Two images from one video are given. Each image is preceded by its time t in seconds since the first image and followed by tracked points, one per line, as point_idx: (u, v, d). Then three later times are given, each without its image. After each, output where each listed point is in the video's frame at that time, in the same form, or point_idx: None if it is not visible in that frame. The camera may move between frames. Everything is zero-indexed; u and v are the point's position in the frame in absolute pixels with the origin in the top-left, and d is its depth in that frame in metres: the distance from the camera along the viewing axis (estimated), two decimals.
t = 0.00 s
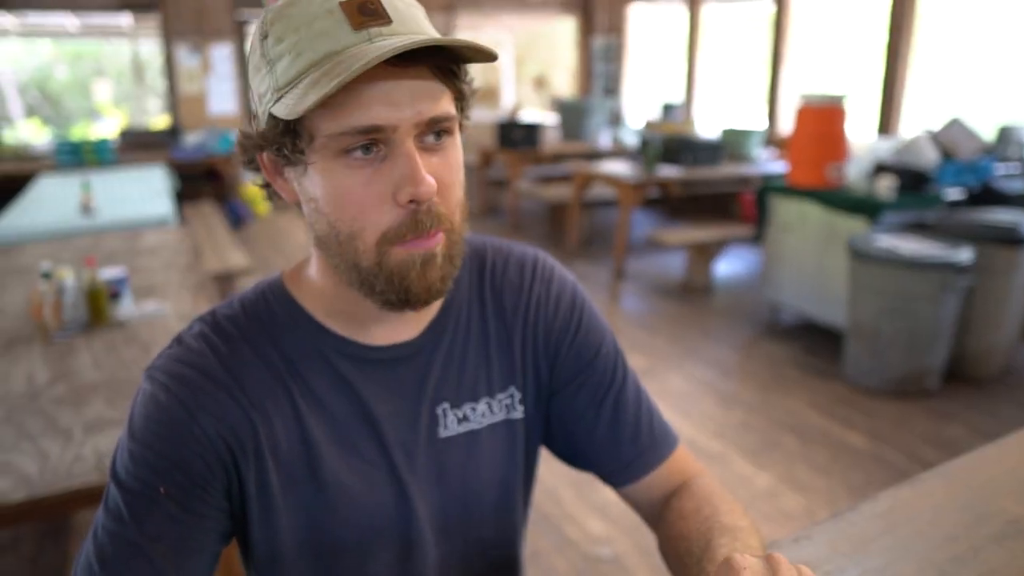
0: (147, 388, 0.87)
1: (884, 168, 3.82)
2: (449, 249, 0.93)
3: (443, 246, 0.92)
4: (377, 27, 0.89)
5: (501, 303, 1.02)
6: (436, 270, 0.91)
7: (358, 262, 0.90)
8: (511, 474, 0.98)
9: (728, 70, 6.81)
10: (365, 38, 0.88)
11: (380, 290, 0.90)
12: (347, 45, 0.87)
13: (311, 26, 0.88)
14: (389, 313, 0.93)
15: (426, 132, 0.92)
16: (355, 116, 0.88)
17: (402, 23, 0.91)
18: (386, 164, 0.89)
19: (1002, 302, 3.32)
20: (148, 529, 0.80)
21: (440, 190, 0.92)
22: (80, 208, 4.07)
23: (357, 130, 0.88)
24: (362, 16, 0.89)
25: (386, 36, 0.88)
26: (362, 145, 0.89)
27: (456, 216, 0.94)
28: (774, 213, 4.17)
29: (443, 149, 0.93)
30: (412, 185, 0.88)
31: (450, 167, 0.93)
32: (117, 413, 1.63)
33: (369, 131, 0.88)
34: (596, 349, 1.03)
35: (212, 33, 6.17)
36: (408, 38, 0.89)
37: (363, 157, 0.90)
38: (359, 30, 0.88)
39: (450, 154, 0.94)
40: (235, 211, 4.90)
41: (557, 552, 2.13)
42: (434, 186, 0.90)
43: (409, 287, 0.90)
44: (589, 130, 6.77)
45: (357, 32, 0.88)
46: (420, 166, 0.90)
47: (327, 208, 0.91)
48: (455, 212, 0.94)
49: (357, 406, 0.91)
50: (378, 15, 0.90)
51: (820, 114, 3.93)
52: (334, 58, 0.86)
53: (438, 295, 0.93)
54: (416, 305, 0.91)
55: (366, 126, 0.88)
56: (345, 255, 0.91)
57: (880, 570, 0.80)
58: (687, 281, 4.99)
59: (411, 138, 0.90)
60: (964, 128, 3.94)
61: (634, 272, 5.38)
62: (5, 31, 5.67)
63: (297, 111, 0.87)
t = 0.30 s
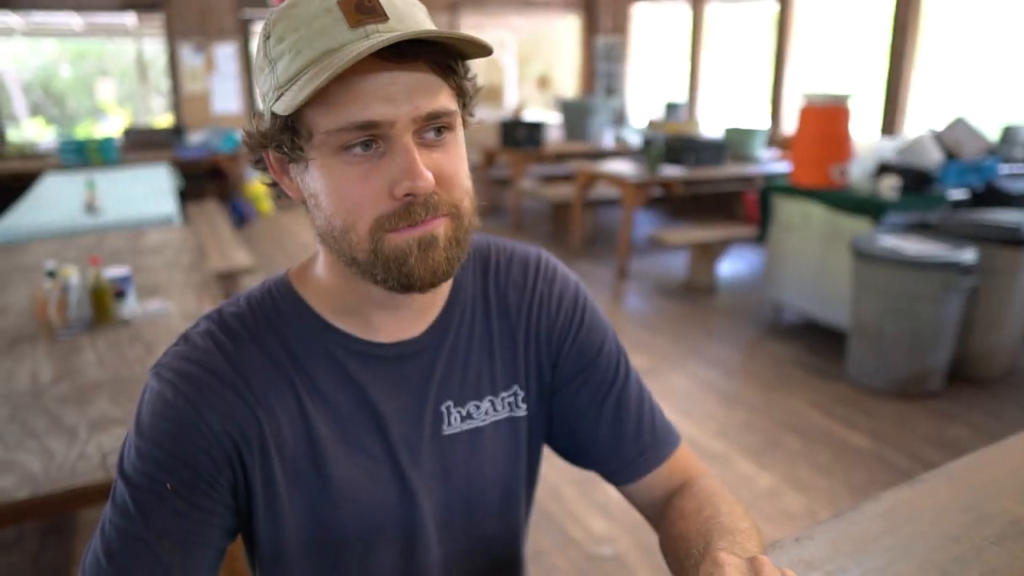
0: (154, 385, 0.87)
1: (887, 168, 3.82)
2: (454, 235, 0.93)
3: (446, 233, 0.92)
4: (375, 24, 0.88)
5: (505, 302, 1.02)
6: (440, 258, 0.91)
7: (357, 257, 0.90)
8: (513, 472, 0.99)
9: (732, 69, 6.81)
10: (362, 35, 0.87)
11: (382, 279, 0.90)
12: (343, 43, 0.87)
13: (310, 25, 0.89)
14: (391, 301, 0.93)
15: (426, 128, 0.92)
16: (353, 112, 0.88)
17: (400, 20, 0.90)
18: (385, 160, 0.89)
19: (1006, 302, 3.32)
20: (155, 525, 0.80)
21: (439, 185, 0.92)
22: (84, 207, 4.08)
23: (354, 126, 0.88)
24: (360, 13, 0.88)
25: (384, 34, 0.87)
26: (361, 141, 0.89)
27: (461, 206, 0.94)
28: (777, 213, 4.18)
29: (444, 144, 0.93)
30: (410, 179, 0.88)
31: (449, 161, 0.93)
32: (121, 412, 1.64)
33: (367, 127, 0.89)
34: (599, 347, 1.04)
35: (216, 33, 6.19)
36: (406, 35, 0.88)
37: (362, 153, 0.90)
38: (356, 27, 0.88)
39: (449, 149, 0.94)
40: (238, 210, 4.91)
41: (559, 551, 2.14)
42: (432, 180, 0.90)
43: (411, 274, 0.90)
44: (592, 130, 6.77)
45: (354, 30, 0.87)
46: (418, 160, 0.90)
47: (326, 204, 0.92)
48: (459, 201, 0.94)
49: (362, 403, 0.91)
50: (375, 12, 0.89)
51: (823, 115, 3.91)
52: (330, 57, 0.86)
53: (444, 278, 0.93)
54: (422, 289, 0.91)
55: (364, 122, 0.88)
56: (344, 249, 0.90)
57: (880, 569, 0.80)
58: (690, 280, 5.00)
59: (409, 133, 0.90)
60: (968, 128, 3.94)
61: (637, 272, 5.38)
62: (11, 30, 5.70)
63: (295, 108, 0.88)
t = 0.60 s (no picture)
0: (161, 381, 0.87)
1: (891, 168, 3.82)
2: (457, 239, 0.93)
3: (449, 238, 0.92)
4: (378, 28, 0.88)
5: (510, 299, 1.02)
6: (443, 262, 0.91)
7: (363, 261, 0.90)
8: (518, 469, 0.99)
9: (736, 69, 6.81)
10: (365, 39, 0.87)
11: (390, 284, 0.90)
12: (346, 46, 0.87)
13: (315, 27, 0.89)
14: (400, 301, 0.93)
15: (430, 130, 0.92)
16: (355, 115, 0.89)
17: (404, 22, 0.90)
18: (387, 164, 0.90)
19: (1011, 303, 3.32)
20: (162, 518, 0.81)
21: (442, 190, 0.92)
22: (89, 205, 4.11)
23: (356, 129, 0.89)
24: (363, 17, 0.89)
25: (386, 37, 0.87)
26: (363, 144, 0.90)
27: (464, 210, 0.94)
28: (781, 213, 4.18)
29: (447, 146, 0.93)
30: (411, 182, 0.89)
31: (451, 164, 0.93)
32: (126, 410, 1.65)
33: (369, 130, 0.89)
34: (602, 345, 1.04)
35: (221, 33, 6.20)
36: (409, 39, 0.88)
37: (365, 156, 0.90)
38: (359, 30, 0.88)
39: (453, 152, 0.94)
40: (242, 209, 4.92)
41: (561, 550, 2.14)
42: (433, 184, 0.90)
43: (419, 277, 0.90)
44: (596, 130, 6.77)
45: (358, 33, 0.87)
46: (420, 164, 0.90)
47: (330, 206, 0.92)
48: (463, 205, 0.94)
49: (367, 399, 0.91)
50: (379, 15, 0.89)
51: (828, 114, 3.91)
52: (333, 59, 0.86)
53: (450, 281, 0.93)
54: (428, 293, 0.91)
55: (366, 125, 0.89)
56: (349, 250, 0.91)
57: (883, 569, 0.81)
58: (694, 280, 5.00)
59: (411, 136, 0.90)
60: (973, 128, 3.92)
61: (641, 272, 5.38)
62: (16, 30, 5.75)
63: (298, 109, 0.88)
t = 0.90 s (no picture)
0: (166, 379, 0.88)
1: (894, 168, 3.82)
2: (441, 244, 0.93)
3: (432, 243, 0.92)
4: (364, 25, 0.87)
5: (514, 298, 1.02)
6: (425, 263, 0.91)
7: (352, 259, 0.90)
8: (521, 468, 0.99)
9: (739, 69, 6.81)
10: (350, 35, 0.86)
11: (372, 284, 0.90)
12: (332, 43, 0.86)
13: (306, 27, 0.89)
14: (400, 302, 0.93)
15: (415, 127, 0.92)
16: (342, 110, 0.89)
17: (391, 20, 0.89)
18: (373, 160, 0.90)
19: (1015, 303, 3.31)
20: (166, 515, 0.81)
21: (428, 185, 0.92)
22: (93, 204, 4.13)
23: (343, 124, 0.89)
24: (351, 14, 0.88)
25: (370, 33, 0.87)
26: (348, 138, 0.90)
27: (453, 216, 0.94)
28: (784, 212, 4.18)
29: (435, 142, 0.93)
30: (395, 178, 0.89)
31: (439, 161, 0.93)
32: (130, 409, 1.66)
33: (355, 125, 0.89)
34: (605, 345, 1.04)
35: (224, 33, 6.21)
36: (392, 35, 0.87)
37: (351, 151, 0.90)
38: (346, 27, 0.87)
39: (442, 148, 0.93)
40: (245, 209, 4.92)
41: (564, 549, 2.14)
42: (417, 180, 0.90)
43: (398, 279, 0.90)
44: (599, 129, 6.77)
45: (344, 30, 0.87)
46: (406, 160, 0.90)
47: (322, 202, 0.93)
48: (452, 209, 0.94)
49: (371, 398, 0.91)
50: (366, 13, 0.88)
51: (831, 113, 3.90)
52: (319, 58, 0.86)
53: (430, 287, 0.92)
54: (407, 297, 0.91)
55: (352, 121, 0.89)
56: (340, 247, 0.92)
57: (884, 569, 0.81)
58: (697, 280, 5.00)
59: (397, 132, 0.90)
60: (976, 127, 3.91)
61: (644, 272, 5.38)
62: (21, 30, 5.76)
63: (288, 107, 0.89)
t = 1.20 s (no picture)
0: (165, 379, 0.89)
1: (894, 168, 3.83)
2: (433, 234, 0.94)
3: (421, 232, 0.92)
4: (348, 29, 0.88)
5: (507, 299, 1.03)
6: (415, 255, 0.92)
7: (339, 254, 0.91)
8: (515, 466, 1.00)
9: (740, 69, 6.82)
10: (334, 39, 0.87)
11: (359, 274, 0.91)
12: (318, 48, 0.87)
13: (293, 33, 0.89)
14: (391, 294, 0.94)
15: (399, 127, 0.93)
16: (327, 112, 0.90)
17: (375, 23, 0.89)
18: (358, 160, 0.91)
19: (1013, 303, 3.32)
20: (165, 513, 0.82)
21: (412, 184, 0.92)
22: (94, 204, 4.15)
23: (327, 125, 0.90)
24: (335, 19, 0.88)
25: (355, 37, 0.87)
26: (333, 138, 0.91)
27: (438, 204, 0.94)
28: (784, 213, 4.19)
29: (419, 142, 0.94)
30: (379, 177, 0.89)
31: (424, 160, 0.94)
32: (131, 408, 1.67)
33: (339, 126, 0.90)
34: (598, 346, 1.05)
35: (225, 33, 6.22)
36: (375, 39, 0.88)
37: (337, 151, 0.92)
38: (330, 33, 0.87)
39: (427, 148, 0.94)
40: (246, 209, 4.94)
41: (562, 548, 2.15)
42: (401, 178, 0.90)
43: (385, 272, 0.91)
44: (599, 129, 6.79)
45: (329, 35, 0.87)
46: (390, 160, 0.91)
47: (312, 202, 0.94)
48: (438, 200, 0.95)
49: (366, 397, 0.92)
50: (351, 17, 0.89)
51: (831, 114, 3.91)
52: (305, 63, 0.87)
53: (423, 274, 0.93)
54: (397, 288, 0.92)
55: (336, 122, 0.90)
56: (328, 245, 0.92)
57: (873, 567, 0.82)
58: (696, 280, 5.01)
59: (381, 132, 0.91)
60: (976, 127, 3.92)
61: (644, 272, 5.39)
62: (23, 30, 5.78)
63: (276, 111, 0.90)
